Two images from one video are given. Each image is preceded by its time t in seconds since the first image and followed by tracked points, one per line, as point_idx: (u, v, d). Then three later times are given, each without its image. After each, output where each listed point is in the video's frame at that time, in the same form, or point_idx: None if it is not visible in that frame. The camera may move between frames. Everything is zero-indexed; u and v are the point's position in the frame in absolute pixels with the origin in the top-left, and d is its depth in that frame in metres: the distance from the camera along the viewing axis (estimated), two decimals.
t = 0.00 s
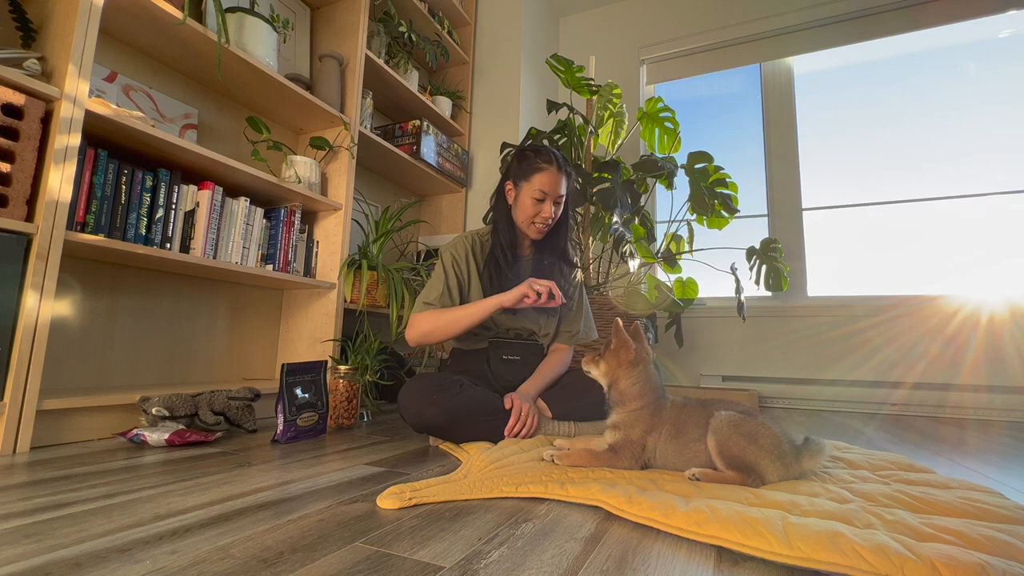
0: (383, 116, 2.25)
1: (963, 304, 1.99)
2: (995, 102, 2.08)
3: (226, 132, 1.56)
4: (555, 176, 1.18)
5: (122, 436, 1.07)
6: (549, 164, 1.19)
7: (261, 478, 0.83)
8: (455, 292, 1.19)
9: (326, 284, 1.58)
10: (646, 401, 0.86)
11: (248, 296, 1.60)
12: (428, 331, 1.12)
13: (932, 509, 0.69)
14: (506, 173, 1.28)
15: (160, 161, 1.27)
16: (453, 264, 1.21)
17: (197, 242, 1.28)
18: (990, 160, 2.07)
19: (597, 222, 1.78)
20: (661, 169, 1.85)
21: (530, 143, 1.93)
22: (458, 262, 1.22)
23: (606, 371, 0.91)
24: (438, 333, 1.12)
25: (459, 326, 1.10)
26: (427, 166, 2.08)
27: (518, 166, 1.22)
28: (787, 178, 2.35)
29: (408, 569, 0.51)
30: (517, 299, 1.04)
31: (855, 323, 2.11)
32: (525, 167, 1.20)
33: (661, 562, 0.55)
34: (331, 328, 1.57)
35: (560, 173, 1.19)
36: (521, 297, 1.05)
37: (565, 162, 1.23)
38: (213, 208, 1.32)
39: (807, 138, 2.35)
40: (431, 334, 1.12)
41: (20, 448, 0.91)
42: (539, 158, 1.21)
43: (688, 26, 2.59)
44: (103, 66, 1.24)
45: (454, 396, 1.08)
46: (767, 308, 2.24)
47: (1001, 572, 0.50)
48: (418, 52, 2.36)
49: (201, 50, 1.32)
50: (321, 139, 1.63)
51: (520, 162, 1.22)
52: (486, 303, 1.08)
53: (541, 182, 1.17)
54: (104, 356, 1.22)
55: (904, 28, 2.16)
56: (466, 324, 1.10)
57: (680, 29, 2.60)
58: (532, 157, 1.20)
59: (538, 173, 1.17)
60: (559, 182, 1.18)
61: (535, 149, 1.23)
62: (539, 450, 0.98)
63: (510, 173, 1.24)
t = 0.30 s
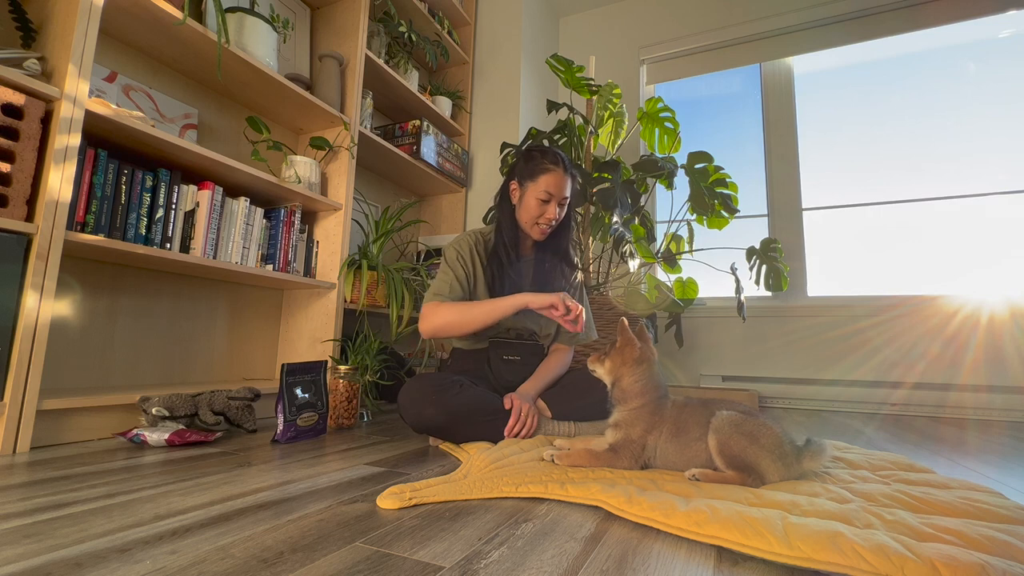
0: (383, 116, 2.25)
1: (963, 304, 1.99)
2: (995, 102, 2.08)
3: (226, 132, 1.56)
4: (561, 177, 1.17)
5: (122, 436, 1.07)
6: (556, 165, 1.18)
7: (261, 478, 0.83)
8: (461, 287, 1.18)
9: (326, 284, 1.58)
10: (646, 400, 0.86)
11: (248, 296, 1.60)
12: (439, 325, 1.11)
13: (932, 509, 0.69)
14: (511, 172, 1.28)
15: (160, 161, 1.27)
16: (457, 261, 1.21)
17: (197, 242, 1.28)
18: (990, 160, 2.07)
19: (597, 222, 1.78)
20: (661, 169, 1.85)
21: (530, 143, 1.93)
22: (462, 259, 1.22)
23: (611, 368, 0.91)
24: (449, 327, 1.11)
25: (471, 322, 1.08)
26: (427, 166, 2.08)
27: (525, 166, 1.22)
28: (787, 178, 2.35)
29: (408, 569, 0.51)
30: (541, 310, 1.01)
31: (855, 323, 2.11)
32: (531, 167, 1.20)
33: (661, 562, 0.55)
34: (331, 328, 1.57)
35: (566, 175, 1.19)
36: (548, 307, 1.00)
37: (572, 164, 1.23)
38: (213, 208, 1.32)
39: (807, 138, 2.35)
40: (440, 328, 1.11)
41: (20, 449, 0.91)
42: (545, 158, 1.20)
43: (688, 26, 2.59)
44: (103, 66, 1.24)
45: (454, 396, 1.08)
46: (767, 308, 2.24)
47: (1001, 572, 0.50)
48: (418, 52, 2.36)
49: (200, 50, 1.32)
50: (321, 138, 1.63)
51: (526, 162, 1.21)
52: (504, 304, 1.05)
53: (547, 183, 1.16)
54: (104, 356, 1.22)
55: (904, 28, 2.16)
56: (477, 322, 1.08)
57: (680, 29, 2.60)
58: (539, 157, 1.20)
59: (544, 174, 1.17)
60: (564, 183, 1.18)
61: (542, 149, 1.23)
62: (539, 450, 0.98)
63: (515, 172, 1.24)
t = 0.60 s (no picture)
0: (383, 116, 2.25)
1: (963, 304, 1.99)
2: (995, 102, 2.08)
3: (226, 132, 1.56)
4: (571, 179, 1.19)
5: (122, 436, 1.07)
6: (566, 167, 1.19)
7: (261, 478, 0.83)
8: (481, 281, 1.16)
9: (326, 284, 1.58)
10: (648, 395, 0.84)
11: (248, 296, 1.60)
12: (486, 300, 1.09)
13: (932, 509, 0.69)
14: (519, 172, 1.28)
15: (160, 160, 1.27)
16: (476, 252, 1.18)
17: (197, 242, 1.28)
18: (990, 160, 2.07)
19: (597, 222, 1.78)
20: (661, 169, 1.85)
21: (530, 143, 1.93)
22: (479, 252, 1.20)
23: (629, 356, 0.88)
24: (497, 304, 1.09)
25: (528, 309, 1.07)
26: (427, 166, 2.08)
27: (534, 166, 1.22)
28: (787, 178, 2.35)
29: (408, 569, 0.51)
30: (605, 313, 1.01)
31: (855, 323, 2.11)
32: (541, 168, 1.20)
33: (661, 562, 0.55)
34: (331, 328, 1.57)
35: (575, 177, 1.21)
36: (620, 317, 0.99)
37: (580, 167, 1.25)
38: (213, 208, 1.32)
39: (807, 138, 2.35)
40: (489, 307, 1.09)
41: (20, 449, 0.91)
42: (555, 160, 1.21)
43: (688, 25, 2.59)
44: (103, 66, 1.24)
45: (454, 396, 1.08)
46: (767, 308, 2.24)
47: (1001, 572, 0.50)
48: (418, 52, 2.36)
49: (200, 50, 1.32)
50: (321, 138, 1.63)
51: (536, 163, 1.22)
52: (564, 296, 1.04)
53: (556, 185, 1.17)
54: (104, 356, 1.22)
55: (904, 28, 2.16)
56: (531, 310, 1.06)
57: (680, 29, 2.60)
58: (549, 158, 1.21)
59: (555, 175, 1.18)
60: (573, 185, 1.20)
61: (551, 151, 1.24)
62: (538, 451, 0.98)
63: (524, 173, 1.24)
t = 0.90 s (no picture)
0: (383, 116, 2.25)
1: (963, 304, 1.99)
2: (995, 102, 2.08)
3: (226, 132, 1.56)
4: (589, 185, 1.18)
5: (122, 436, 1.07)
6: (585, 172, 1.18)
7: (261, 478, 0.83)
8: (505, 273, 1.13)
9: (326, 284, 1.58)
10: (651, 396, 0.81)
11: (248, 296, 1.60)
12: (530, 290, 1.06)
13: (932, 509, 0.69)
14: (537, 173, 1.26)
15: (160, 160, 1.27)
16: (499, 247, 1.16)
17: (197, 242, 1.28)
18: (990, 160, 2.08)
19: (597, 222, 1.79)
20: (661, 169, 1.85)
21: (530, 143, 1.93)
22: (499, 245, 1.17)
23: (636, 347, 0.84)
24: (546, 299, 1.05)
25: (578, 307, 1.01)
26: (427, 166, 2.08)
27: (554, 169, 1.20)
28: (787, 178, 2.35)
29: (408, 569, 0.51)
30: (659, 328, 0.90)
31: (855, 323, 2.11)
32: (560, 171, 1.19)
33: (661, 562, 0.55)
34: (332, 328, 1.57)
35: (593, 183, 1.19)
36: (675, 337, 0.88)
37: (598, 172, 1.23)
38: (213, 208, 1.32)
39: (807, 138, 2.35)
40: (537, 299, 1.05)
41: (20, 448, 0.91)
42: (575, 163, 1.19)
43: (687, 25, 2.59)
44: (103, 66, 1.24)
45: (455, 396, 1.08)
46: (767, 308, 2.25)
47: (1001, 572, 0.50)
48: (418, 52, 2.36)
49: (200, 50, 1.32)
50: (321, 138, 1.63)
51: (555, 165, 1.20)
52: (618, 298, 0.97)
53: (575, 189, 1.16)
54: (104, 356, 1.22)
55: (904, 28, 2.16)
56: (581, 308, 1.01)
57: (679, 29, 2.60)
58: (569, 162, 1.19)
59: (574, 180, 1.17)
60: (591, 191, 1.19)
61: (571, 154, 1.22)
62: (538, 451, 0.98)
63: (542, 174, 1.23)
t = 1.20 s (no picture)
0: (383, 116, 2.25)
1: (963, 304, 1.99)
2: (995, 102, 2.08)
3: (226, 132, 1.56)
4: (604, 187, 1.17)
5: (122, 436, 1.07)
6: (600, 174, 1.17)
7: (261, 478, 0.83)
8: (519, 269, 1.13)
9: (326, 284, 1.58)
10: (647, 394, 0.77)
11: (248, 296, 1.60)
12: (541, 298, 1.05)
13: (932, 509, 0.69)
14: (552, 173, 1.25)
15: (160, 161, 1.27)
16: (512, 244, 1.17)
17: (197, 242, 1.28)
18: (990, 159, 2.07)
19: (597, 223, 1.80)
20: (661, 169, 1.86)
21: (530, 143, 1.93)
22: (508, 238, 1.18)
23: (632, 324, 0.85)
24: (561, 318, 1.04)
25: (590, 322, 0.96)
26: (427, 166, 2.08)
27: (568, 170, 1.20)
28: (787, 178, 2.35)
29: (408, 569, 0.51)
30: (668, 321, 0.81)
31: (855, 323, 2.11)
32: (574, 173, 1.18)
33: (661, 562, 0.55)
34: (331, 328, 1.57)
35: (608, 185, 1.18)
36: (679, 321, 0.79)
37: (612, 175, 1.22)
38: (213, 208, 1.32)
39: (808, 138, 2.35)
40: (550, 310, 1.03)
41: (20, 448, 0.91)
42: (589, 166, 1.19)
43: (687, 25, 2.59)
44: (103, 66, 1.24)
45: (457, 397, 1.08)
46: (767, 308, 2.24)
47: (1002, 572, 0.50)
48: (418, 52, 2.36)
49: (200, 50, 1.32)
50: (321, 138, 1.63)
51: (570, 167, 1.19)
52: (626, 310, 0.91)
53: (590, 192, 1.15)
54: (104, 356, 1.22)
55: (904, 28, 2.16)
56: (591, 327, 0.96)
57: (679, 29, 2.61)
58: (583, 164, 1.19)
59: (588, 182, 1.16)
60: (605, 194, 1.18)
61: (585, 156, 1.21)
62: (537, 452, 0.98)
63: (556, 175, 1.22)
